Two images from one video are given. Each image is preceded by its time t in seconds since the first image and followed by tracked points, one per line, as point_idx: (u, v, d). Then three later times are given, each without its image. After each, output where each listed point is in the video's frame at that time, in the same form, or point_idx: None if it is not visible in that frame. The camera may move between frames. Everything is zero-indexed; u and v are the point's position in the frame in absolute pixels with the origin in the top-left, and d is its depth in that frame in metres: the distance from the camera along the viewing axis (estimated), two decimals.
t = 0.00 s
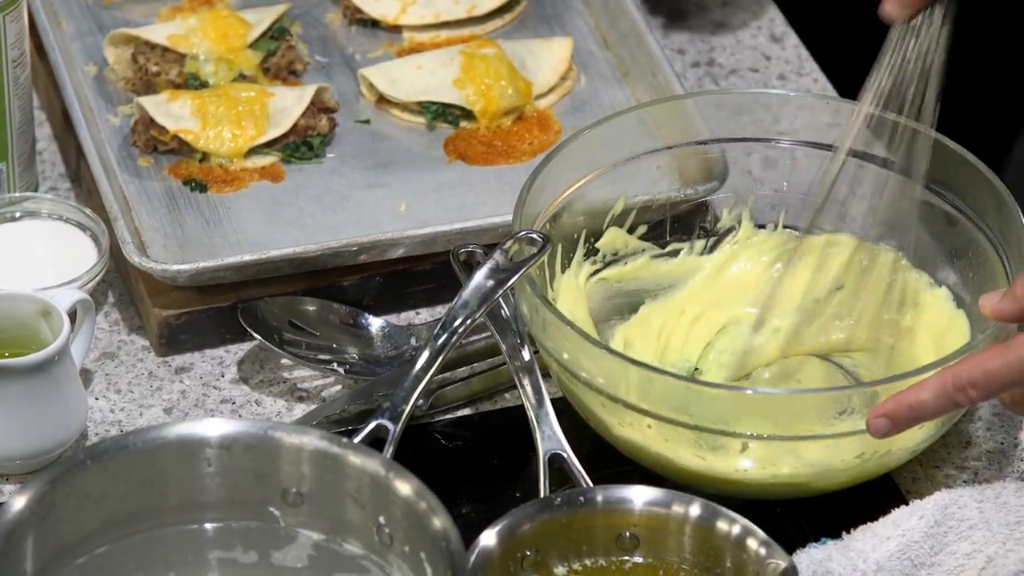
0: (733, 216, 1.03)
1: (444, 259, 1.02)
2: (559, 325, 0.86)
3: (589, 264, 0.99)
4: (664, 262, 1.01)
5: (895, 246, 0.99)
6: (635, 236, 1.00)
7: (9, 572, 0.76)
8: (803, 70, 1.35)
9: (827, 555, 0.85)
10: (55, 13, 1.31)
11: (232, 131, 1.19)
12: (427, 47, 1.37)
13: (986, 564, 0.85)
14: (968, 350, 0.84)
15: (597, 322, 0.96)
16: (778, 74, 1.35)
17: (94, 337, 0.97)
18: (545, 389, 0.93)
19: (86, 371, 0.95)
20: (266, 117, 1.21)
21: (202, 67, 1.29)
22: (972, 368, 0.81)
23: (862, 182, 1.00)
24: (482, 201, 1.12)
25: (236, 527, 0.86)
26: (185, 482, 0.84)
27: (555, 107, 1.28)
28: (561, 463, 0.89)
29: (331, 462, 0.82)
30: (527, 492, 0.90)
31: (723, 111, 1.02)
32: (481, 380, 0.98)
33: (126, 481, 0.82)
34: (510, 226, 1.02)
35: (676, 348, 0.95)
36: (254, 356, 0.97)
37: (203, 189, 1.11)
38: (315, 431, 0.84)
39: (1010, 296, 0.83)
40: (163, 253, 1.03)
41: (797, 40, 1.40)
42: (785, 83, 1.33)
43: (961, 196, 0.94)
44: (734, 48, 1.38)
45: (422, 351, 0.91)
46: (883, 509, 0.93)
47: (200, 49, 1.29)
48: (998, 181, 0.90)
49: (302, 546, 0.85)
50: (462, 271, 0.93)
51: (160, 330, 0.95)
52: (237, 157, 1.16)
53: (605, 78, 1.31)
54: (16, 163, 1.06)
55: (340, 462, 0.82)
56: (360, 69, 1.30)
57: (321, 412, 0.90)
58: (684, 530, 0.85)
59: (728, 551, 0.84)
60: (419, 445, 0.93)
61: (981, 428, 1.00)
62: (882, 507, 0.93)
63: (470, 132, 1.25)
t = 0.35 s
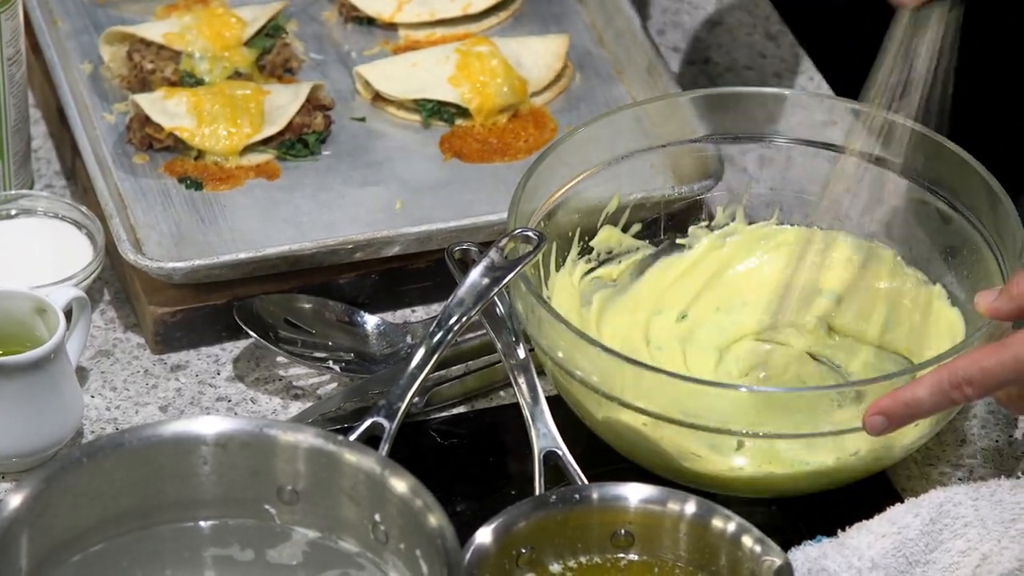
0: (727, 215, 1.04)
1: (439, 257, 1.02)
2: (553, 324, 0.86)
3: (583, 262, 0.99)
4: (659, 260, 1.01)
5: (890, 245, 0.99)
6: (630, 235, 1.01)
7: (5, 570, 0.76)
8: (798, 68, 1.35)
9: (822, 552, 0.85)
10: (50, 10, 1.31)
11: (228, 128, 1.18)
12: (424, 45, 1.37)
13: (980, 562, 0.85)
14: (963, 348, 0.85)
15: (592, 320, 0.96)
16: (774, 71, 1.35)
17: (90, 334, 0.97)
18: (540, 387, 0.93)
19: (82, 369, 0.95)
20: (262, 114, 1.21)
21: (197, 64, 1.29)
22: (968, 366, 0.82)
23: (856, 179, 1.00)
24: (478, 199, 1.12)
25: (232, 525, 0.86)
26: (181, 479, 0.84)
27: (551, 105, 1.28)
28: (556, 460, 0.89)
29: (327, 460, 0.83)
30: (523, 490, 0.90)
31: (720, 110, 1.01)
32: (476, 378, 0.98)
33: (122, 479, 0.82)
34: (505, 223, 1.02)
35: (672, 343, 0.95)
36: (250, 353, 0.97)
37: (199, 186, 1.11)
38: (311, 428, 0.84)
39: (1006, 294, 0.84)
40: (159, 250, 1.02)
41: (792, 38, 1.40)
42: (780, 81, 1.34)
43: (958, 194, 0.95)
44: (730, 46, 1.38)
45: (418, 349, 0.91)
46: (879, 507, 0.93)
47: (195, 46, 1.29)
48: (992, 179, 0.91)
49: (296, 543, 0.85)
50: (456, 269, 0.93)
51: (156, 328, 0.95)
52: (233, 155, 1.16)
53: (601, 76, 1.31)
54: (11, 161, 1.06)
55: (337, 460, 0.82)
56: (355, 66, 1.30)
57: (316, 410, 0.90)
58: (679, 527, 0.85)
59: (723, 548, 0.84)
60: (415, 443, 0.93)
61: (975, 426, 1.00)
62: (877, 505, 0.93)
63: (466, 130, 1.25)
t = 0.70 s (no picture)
0: (715, 211, 1.03)
1: (427, 254, 1.02)
2: (541, 320, 0.86)
3: (571, 258, 1.00)
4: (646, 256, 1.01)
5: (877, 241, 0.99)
6: (617, 231, 1.02)
7: None
8: (786, 64, 1.36)
9: (810, 548, 0.86)
10: (38, 8, 1.31)
11: (216, 125, 1.19)
12: (411, 42, 1.37)
13: (967, 557, 0.85)
14: (950, 344, 0.85)
15: (580, 317, 0.96)
16: (763, 68, 1.35)
17: (78, 332, 0.97)
18: (527, 383, 0.93)
19: (70, 366, 0.95)
20: (250, 112, 1.21)
21: (186, 61, 1.29)
22: (958, 363, 0.82)
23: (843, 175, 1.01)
24: (466, 196, 1.13)
25: (220, 521, 0.86)
26: (170, 476, 0.84)
27: (539, 102, 1.29)
28: (544, 456, 0.90)
29: (316, 457, 0.83)
30: (511, 486, 0.90)
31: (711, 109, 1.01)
32: (464, 375, 0.98)
33: (110, 476, 0.82)
34: (492, 220, 1.02)
35: (660, 338, 0.94)
36: (238, 351, 0.97)
37: (188, 184, 1.11)
38: (299, 425, 0.85)
39: (998, 292, 0.84)
40: (148, 248, 1.02)
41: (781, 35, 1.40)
42: (769, 77, 1.34)
43: (945, 190, 0.95)
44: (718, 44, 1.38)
45: (406, 345, 0.91)
46: (867, 502, 0.94)
47: (183, 44, 1.30)
48: (980, 174, 0.92)
49: (284, 539, 0.85)
50: (444, 266, 0.94)
51: (145, 325, 0.95)
52: (221, 152, 1.17)
53: (589, 73, 1.31)
54: None
55: (324, 457, 0.82)
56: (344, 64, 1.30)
57: (305, 407, 0.91)
58: (667, 523, 0.85)
59: (711, 544, 0.84)
60: (402, 439, 0.93)
61: (963, 422, 1.00)
62: (865, 500, 0.94)
63: (454, 127, 1.25)
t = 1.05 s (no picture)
0: (703, 208, 1.03)
1: (416, 252, 1.02)
2: (531, 318, 0.86)
3: (560, 256, 1.00)
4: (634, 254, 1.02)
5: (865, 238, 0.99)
6: (607, 229, 1.02)
7: None
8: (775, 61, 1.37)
9: (799, 544, 0.86)
10: (27, 7, 1.31)
11: (205, 123, 1.19)
12: (400, 40, 1.38)
13: (956, 553, 0.85)
14: (939, 339, 0.85)
15: (571, 313, 0.97)
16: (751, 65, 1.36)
17: (68, 330, 0.97)
18: (516, 380, 0.93)
19: (60, 364, 0.95)
20: (239, 110, 1.21)
21: (175, 60, 1.29)
22: (945, 360, 0.82)
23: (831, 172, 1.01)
24: (455, 193, 1.13)
25: (210, 519, 0.86)
26: (159, 474, 0.84)
27: (528, 99, 1.29)
28: (534, 454, 0.90)
29: (305, 454, 0.83)
30: (500, 484, 0.90)
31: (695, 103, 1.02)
32: (454, 372, 0.98)
33: (99, 474, 0.82)
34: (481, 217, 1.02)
35: (651, 336, 0.95)
36: (227, 348, 0.97)
37: (177, 181, 1.11)
38: (288, 423, 0.85)
39: (986, 289, 0.84)
40: (137, 246, 1.02)
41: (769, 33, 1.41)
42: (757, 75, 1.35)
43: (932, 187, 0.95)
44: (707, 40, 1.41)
45: (396, 343, 0.91)
46: (855, 498, 0.94)
47: (172, 42, 1.29)
48: (969, 172, 0.92)
49: (272, 537, 0.85)
50: (434, 263, 0.94)
51: (134, 323, 0.95)
52: (210, 150, 1.17)
53: (577, 70, 1.32)
54: None
55: (314, 454, 0.82)
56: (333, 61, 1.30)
57: (295, 404, 0.91)
58: (656, 519, 0.85)
59: (700, 541, 0.84)
60: (392, 436, 0.93)
61: (952, 418, 1.01)
62: (854, 496, 0.94)
63: (444, 124, 1.24)
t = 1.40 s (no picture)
0: (694, 206, 1.03)
1: (407, 250, 1.02)
2: (522, 316, 0.86)
3: (551, 254, 1.00)
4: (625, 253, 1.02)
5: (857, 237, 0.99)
6: (598, 227, 1.02)
7: None
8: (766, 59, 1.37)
9: (789, 542, 0.86)
10: (18, 6, 1.31)
11: (196, 123, 1.19)
12: (391, 39, 1.38)
13: (947, 551, 0.85)
14: (929, 336, 0.85)
15: (563, 311, 0.97)
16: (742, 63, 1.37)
17: (59, 329, 0.97)
18: (507, 378, 0.93)
19: (50, 363, 0.95)
20: (230, 109, 1.21)
21: (165, 58, 1.30)
22: (936, 358, 0.81)
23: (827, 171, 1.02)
24: (446, 191, 1.13)
25: (201, 517, 0.86)
26: (149, 473, 0.84)
27: (519, 97, 1.29)
28: (524, 451, 0.90)
29: (295, 453, 0.83)
30: (491, 481, 0.90)
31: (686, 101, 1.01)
32: (444, 370, 0.98)
33: (89, 473, 0.82)
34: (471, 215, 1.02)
35: (643, 334, 0.95)
36: (218, 347, 0.97)
37: (167, 180, 1.11)
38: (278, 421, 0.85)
39: (979, 289, 0.84)
40: (128, 245, 1.02)
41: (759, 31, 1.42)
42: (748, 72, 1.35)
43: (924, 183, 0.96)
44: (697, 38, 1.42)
45: (386, 341, 0.91)
46: (846, 495, 0.94)
47: (163, 41, 1.30)
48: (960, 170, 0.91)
49: (263, 535, 0.85)
50: (425, 262, 0.94)
51: (125, 322, 0.95)
52: (200, 149, 1.17)
53: (568, 68, 1.32)
54: None
55: (305, 452, 0.82)
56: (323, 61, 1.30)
57: (286, 403, 0.91)
58: (647, 517, 0.85)
59: (691, 538, 0.84)
60: (382, 434, 0.93)
61: (942, 416, 1.01)
62: (844, 493, 0.94)
63: (435, 123, 1.25)
